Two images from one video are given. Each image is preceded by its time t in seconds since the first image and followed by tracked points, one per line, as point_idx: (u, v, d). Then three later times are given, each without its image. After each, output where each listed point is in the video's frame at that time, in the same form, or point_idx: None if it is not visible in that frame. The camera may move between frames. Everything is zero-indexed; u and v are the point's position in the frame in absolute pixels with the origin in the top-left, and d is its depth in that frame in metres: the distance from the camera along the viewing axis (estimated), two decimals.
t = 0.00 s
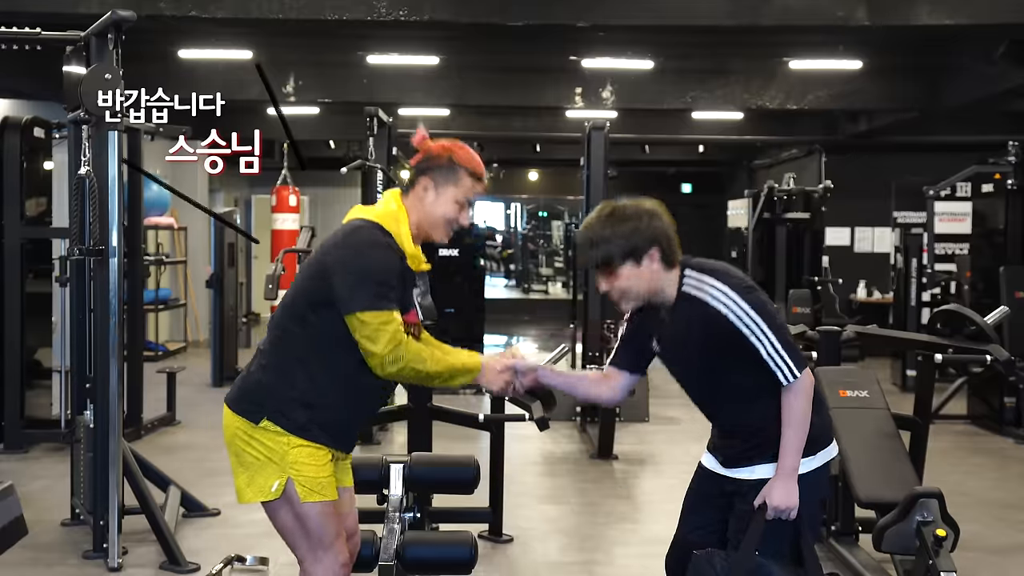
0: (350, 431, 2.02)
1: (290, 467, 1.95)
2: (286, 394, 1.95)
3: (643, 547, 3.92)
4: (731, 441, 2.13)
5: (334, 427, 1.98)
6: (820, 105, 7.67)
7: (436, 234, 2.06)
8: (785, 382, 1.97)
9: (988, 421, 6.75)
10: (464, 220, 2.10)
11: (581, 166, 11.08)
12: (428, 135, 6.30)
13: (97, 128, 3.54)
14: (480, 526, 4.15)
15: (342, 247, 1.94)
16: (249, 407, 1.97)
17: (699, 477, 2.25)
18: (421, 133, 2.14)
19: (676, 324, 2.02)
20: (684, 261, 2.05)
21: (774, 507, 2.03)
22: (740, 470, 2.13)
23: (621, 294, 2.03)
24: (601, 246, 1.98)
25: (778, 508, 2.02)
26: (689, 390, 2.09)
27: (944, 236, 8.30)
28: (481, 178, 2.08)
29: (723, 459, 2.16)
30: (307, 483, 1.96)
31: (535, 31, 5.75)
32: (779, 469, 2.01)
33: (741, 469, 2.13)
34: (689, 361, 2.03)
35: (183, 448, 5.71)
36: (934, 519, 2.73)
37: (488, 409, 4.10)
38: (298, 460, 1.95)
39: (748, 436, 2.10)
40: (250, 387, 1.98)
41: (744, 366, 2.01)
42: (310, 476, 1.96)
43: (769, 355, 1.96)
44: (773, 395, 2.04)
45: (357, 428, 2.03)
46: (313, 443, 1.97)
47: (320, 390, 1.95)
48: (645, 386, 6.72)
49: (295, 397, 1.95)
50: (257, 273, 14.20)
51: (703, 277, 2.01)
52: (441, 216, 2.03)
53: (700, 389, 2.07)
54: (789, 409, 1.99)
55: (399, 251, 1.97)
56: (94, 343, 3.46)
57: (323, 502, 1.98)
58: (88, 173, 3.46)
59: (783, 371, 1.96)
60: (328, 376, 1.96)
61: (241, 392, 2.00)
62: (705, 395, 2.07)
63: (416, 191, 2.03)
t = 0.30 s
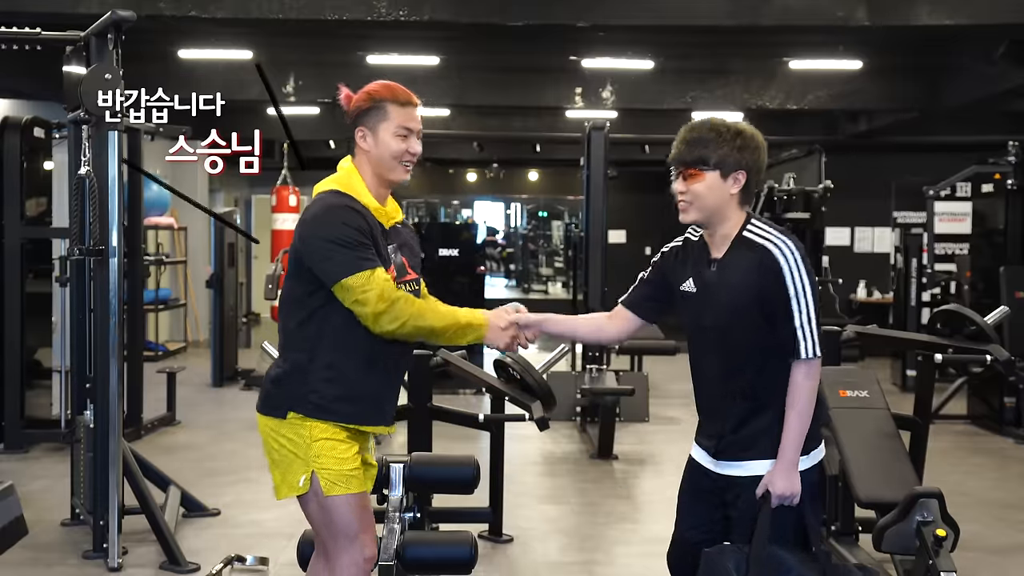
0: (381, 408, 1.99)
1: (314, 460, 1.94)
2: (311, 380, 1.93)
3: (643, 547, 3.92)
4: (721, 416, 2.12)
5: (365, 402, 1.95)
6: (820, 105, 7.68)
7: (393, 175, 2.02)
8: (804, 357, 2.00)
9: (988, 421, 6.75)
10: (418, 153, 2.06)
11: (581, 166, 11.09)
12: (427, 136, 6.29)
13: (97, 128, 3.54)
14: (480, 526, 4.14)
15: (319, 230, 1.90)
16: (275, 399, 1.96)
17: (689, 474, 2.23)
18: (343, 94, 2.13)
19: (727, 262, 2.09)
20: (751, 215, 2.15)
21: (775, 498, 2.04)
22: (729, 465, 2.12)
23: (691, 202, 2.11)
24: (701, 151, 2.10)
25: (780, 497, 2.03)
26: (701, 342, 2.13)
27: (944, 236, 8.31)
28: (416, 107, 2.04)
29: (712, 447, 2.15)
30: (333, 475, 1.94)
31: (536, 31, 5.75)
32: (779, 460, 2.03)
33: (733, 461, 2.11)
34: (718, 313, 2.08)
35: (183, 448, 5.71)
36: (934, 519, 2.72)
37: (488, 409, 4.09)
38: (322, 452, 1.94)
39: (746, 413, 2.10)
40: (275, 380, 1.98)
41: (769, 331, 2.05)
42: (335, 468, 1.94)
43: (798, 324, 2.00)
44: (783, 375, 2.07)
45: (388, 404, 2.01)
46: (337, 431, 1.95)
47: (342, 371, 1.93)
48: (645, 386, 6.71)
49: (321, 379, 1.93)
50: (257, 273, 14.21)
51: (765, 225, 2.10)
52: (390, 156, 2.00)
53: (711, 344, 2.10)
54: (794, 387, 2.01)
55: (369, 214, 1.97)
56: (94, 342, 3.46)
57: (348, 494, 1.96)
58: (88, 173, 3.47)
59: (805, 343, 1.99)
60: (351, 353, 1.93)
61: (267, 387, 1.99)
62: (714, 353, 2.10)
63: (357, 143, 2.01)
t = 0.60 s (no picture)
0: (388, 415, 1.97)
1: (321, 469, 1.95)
2: (317, 388, 1.93)
3: (643, 547, 3.92)
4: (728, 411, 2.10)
5: (370, 409, 1.94)
6: (820, 105, 7.68)
7: (397, 163, 2.01)
8: (826, 345, 2.02)
9: (988, 421, 6.75)
10: (416, 139, 2.05)
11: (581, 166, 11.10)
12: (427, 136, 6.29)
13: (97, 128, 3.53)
14: (480, 526, 4.14)
15: (329, 231, 1.88)
16: (288, 410, 1.97)
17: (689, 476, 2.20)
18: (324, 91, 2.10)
19: (742, 252, 2.08)
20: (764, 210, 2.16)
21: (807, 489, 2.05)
22: (731, 457, 2.10)
23: (712, 186, 2.11)
24: (721, 138, 2.12)
25: (809, 487, 2.04)
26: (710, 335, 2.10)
27: (944, 236, 8.31)
28: (405, 93, 2.03)
29: (717, 442, 2.12)
30: (338, 490, 1.95)
31: (536, 31, 5.75)
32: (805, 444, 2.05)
33: (743, 454, 2.09)
34: (731, 304, 2.07)
35: (183, 448, 5.71)
36: (934, 519, 2.70)
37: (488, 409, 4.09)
38: (330, 464, 1.95)
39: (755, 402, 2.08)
40: (286, 388, 1.97)
41: (785, 322, 2.05)
42: (341, 483, 1.94)
43: (819, 313, 2.02)
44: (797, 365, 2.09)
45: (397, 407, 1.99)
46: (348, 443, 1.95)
47: (350, 374, 1.92)
48: (645, 386, 6.71)
49: (327, 386, 1.92)
50: (257, 273, 14.21)
51: (778, 219, 2.11)
52: (392, 145, 1.99)
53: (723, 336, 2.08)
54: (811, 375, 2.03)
55: (371, 208, 1.94)
56: (94, 342, 3.46)
57: (351, 509, 1.97)
58: (89, 172, 3.47)
59: (826, 331, 2.01)
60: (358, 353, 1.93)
61: (277, 399, 1.99)
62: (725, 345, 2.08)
63: (355, 138, 1.99)
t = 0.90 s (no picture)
0: (404, 413, 1.98)
1: (335, 476, 1.93)
2: (334, 393, 1.92)
3: (643, 547, 3.92)
4: (735, 408, 2.09)
5: (387, 409, 1.94)
6: (820, 105, 7.68)
7: (398, 160, 2.01)
8: (831, 335, 2.04)
9: (988, 421, 6.75)
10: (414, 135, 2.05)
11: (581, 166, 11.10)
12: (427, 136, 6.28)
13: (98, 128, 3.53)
14: (480, 526, 4.15)
15: (335, 232, 1.87)
16: (303, 419, 1.94)
17: (698, 474, 2.19)
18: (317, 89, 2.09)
19: (745, 248, 2.09)
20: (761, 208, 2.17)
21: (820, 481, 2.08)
22: (747, 451, 2.09)
23: (718, 183, 2.10)
24: (728, 135, 2.12)
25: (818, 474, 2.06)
26: (714, 333, 2.10)
27: (944, 236, 8.32)
28: (402, 88, 2.03)
29: (731, 440, 2.10)
30: (351, 497, 1.93)
31: (536, 31, 5.74)
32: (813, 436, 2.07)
33: (760, 448, 2.08)
34: (736, 301, 2.07)
35: (183, 448, 5.71)
36: (934, 519, 2.71)
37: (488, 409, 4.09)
38: (344, 470, 1.93)
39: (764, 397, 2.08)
40: (299, 398, 1.95)
41: (791, 317, 2.06)
42: (354, 490, 1.93)
43: (824, 305, 2.04)
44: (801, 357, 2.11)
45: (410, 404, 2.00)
46: (363, 448, 1.94)
47: (364, 375, 1.92)
48: (645, 386, 6.71)
49: (343, 390, 1.92)
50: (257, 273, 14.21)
51: (779, 216, 2.12)
52: (393, 141, 1.99)
53: (729, 333, 2.08)
54: (815, 365, 2.05)
55: (370, 206, 1.94)
56: (94, 342, 3.46)
57: (364, 517, 1.95)
58: (89, 172, 3.47)
59: (831, 321, 2.04)
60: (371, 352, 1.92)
61: (291, 408, 1.97)
62: (731, 341, 2.08)
63: (354, 135, 1.99)
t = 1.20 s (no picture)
0: (421, 410, 1.98)
1: (341, 475, 1.95)
2: (346, 396, 1.93)
3: (643, 547, 3.92)
4: (748, 405, 2.10)
5: (401, 408, 1.94)
6: (819, 105, 7.68)
7: (389, 157, 1.98)
8: (847, 333, 2.06)
9: (988, 421, 6.75)
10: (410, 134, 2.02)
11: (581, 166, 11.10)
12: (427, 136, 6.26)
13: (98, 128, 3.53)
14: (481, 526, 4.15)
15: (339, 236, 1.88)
16: (321, 420, 1.97)
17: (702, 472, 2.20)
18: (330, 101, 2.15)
19: (763, 244, 2.08)
20: (778, 209, 2.16)
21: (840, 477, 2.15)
22: (755, 449, 2.10)
23: (744, 178, 2.10)
24: (746, 134, 2.13)
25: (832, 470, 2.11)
26: (728, 330, 2.09)
27: (944, 237, 8.34)
28: (393, 87, 2.04)
29: (745, 440, 2.11)
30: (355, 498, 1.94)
31: (536, 31, 5.74)
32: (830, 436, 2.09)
33: (770, 445, 2.09)
34: (751, 299, 2.07)
35: (183, 449, 5.70)
36: (934, 520, 2.72)
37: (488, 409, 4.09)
38: (351, 470, 1.94)
39: (777, 394, 2.08)
40: (319, 399, 1.98)
41: (807, 314, 2.07)
42: (358, 490, 1.93)
43: (841, 303, 2.05)
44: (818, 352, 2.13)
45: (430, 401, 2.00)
46: (368, 447, 1.94)
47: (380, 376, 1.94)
48: (645, 386, 6.71)
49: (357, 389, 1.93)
50: (257, 273, 14.21)
51: (794, 214, 2.13)
52: (381, 137, 1.97)
53: (743, 331, 2.08)
54: (833, 362, 2.07)
55: (372, 207, 1.93)
56: (94, 343, 3.46)
57: (365, 516, 1.95)
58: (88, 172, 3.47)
59: (846, 321, 2.05)
60: (382, 353, 1.93)
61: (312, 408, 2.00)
62: (746, 339, 2.08)
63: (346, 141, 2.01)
